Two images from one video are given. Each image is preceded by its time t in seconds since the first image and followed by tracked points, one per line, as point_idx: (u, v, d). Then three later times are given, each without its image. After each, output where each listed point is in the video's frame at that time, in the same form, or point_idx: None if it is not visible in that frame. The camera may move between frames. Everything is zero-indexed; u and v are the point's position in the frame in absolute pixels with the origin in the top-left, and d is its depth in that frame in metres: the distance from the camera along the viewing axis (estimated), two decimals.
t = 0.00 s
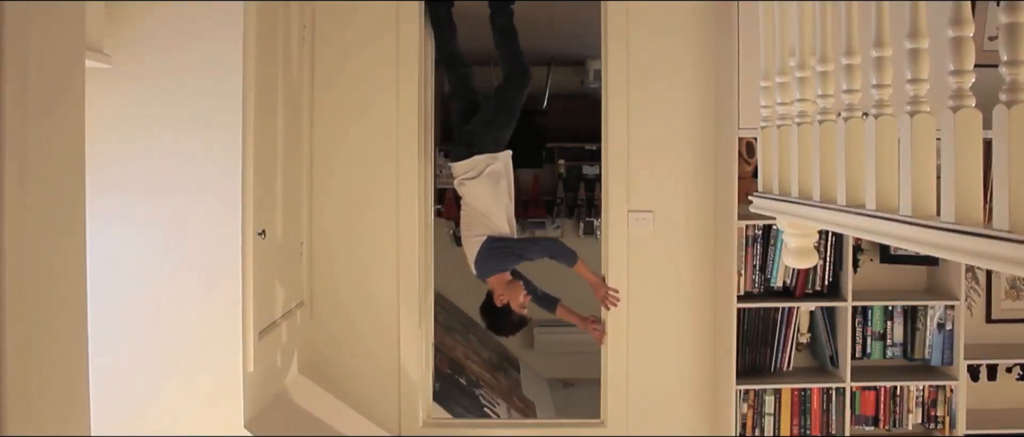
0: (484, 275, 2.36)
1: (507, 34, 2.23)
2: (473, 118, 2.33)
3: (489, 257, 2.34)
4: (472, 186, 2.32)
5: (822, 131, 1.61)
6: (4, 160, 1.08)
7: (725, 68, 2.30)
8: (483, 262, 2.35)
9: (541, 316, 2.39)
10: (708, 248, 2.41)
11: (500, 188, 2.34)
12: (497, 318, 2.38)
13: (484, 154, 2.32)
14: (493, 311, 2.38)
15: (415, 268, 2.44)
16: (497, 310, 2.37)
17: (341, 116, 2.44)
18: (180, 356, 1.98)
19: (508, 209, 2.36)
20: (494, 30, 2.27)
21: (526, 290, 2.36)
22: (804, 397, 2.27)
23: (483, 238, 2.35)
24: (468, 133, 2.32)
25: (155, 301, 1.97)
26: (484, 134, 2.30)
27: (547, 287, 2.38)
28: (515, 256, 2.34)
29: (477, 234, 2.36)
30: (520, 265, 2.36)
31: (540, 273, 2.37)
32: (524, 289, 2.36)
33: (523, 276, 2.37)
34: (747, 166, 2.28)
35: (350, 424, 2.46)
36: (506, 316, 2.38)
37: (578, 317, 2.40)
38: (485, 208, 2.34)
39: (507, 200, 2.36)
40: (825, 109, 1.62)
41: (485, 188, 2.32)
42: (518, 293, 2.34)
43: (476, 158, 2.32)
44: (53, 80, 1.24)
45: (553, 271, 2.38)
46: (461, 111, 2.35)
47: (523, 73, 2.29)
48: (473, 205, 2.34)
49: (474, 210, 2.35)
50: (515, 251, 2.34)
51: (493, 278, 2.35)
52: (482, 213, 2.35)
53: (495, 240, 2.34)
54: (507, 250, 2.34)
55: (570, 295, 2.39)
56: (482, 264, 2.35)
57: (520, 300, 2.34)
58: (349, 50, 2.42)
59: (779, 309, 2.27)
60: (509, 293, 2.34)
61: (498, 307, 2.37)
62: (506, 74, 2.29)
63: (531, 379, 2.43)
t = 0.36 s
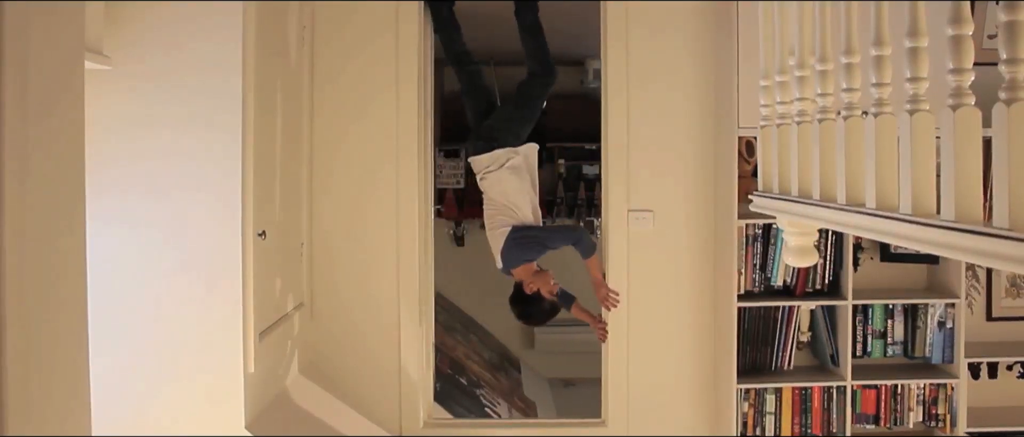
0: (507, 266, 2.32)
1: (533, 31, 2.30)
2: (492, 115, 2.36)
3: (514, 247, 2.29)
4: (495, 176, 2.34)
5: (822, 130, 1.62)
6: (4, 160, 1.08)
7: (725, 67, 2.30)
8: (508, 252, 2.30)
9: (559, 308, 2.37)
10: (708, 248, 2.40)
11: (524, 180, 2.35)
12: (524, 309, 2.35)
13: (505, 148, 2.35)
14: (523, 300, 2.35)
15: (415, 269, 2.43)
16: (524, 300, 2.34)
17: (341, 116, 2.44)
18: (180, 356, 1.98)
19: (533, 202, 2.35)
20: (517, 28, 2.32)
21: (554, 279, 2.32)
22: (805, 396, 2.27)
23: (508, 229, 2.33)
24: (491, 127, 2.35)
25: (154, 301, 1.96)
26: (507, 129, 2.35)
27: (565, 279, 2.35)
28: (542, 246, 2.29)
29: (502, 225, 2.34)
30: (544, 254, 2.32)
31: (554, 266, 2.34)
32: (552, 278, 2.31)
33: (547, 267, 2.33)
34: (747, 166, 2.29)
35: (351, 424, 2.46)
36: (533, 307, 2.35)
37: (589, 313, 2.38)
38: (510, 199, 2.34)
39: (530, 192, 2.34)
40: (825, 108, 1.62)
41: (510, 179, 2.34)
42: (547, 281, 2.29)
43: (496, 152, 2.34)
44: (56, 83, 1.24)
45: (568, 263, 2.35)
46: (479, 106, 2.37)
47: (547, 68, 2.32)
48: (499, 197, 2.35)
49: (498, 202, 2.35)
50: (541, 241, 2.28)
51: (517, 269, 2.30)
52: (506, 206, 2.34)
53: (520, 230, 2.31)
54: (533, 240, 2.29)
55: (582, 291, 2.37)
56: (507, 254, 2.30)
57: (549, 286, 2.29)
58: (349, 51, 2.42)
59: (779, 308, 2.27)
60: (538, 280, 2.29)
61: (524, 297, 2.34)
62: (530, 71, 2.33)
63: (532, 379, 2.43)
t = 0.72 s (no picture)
0: (508, 267, 2.26)
1: (525, 36, 2.23)
2: (487, 117, 2.28)
3: (514, 250, 2.21)
4: (492, 179, 2.25)
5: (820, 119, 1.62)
6: None
7: (720, 60, 2.30)
8: (510, 255, 2.22)
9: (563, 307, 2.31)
10: (710, 241, 2.41)
11: (521, 182, 2.27)
12: (527, 309, 2.31)
13: (501, 149, 2.25)
14: (526, 301, 2.30)
15: (418, 272, 2.44)
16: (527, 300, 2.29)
17: (340, 122, 2.44)
18: (181, 355, 2.04)
19: (531, 204, 2.28)
20: (512, 34, 2.27)
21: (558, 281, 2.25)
22: (813, 386, 2.25)
23: (510, 231, 2.25)
24: (488, 129, 2.25)
25: (156, 305, 2.03)
26: (501, 131, 2.25)
27: (568, 276, 2.33)
28: (542, 248, 2.20)
29: (502, 229, 2.28)
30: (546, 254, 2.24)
31: (558, 265, 2.32)
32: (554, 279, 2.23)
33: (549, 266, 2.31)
34: (747, 158, 2.28)
35: (359, 429, 2.47)
36: (537, 308, 2.29)
37: (594, 311, 2.36)
38: (508, 202, 2.26)
39: (529, 194, 2.27)
40: (823, 98, 1.61)
41: (507, 182, 2.25)
42: (548, 283, 2.21)
43: (494, 154, 2.24)
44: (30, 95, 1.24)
45: (572, 261, 2.33)
46: (475, 108, 2.31)
47: (541, 67, 2.25)
48: (498, 198, 2.26)
49: (496, 205, 2.27)
50: (541, 244, 2.20)
51: (521, 272, 2.23)
52: (505, 209, 2.27)
53: (520, 232, 2.23)
54: (533, 243, 2.20)
55: (587, 288, 2.36)
56: (508, 256, 2.23)
57: (552, 288, 2.22)
58: (345, 57, 2.42)
59: (784, 299, 2.26)
60: (541, 282, 2.22)
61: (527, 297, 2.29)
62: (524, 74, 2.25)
63: (539, 379, 2.43)
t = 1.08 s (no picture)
0: (512, 269, 2.32)
1: (520, 37, 2.28)
2: (485, 119, 2.32)
3: (518, 251, 2.28)
4: (493, 182, 2.32)
5: (817, 109, 1.62)
6: None
7: (715, 54, 2.29)
8: (513, 258, 2.29)
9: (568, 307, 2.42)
10: (713, 235, 2.40)
11: (522, 183, 2.34)
12: (532, 309, 2.39)
13: (499, 152, 2.32)
14: (531, 301, 2.38)
15: (422, 278, 2.43)
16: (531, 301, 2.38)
17: (337, 131, 2.44)
18: (189, 372, 2.04)
19: (533, 205, 2.35)
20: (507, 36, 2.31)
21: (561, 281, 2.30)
22: (821, 375, 2.26)
23: (513, 232, 2.32)
24: (486, 131, 2.30)
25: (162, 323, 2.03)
26: (499, 133, 2.31)
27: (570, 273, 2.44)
28: (545, 248, 2.27)
29: (506, 230, 2.34)
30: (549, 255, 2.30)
31: (559, 263, 2.43)
32: (557, 280, 2.31)
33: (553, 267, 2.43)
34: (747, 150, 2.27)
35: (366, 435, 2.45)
36: (541, 307, 2.38)
37: (600, 310, 2.40)
38: (510, 204, 2.33)
39: (529, 196, 2.35)
40: (819, 87, 1.61)
41: (508, 184, 2.32)
42: (552, 284, 2.29)
43: (493, 156, 2.31)
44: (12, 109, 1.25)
45: (574, 259, 2.44)
46: (472, 110, 2.33)
47: (535, 66, 2.31)
48: (500, 202, 2.34)
49: (498, 207, 2.35)
50: (543, 244, 2.27)
51: (524, 273, 2.31)
52: (506, 211, 2.34)
53: (523, 233, 2.31)
54: (536, 243, 2.27)
55: (591, 287, 2.43)
56: (512, 258, 2.30)
57: (556, 289, 2.29)
58: (340, 65, 2.41)
59: (789, 289, 2.26)
60: (544, 283, 2.30)
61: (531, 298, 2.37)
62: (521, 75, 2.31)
63: (548, 379, 2.48)
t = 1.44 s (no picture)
0: (518, 272, 2.30)
1: (517, 39, 2.23)
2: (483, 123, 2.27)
3: (523, 253, 2.26)
4: (494, 185, 2.27)
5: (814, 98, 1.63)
6: None
7: (709, 48, 2.29)
8: (518, 259, 2.27)
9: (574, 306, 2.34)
10: (715, 229, 2.41)
11: (523, 184, 2.29)
12: (538, 310, 2.34)
13: (500, 154, 2.25)
14: (536, 303, 2.33)
15: (426, 283, 2.45)
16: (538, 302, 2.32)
17: (336, 142, 2.45)
18: (202, 381, 2.10)
19: (535, 205, 2.30)
20: (503, 39, 2.26)
21: (565, 280, 2.29)
22: (830, 363, 2.26)
23: (516, 235, 2.29)
24: (484, 134, 2.25)
25: (173, 335, 2.08)
26: (496, 135, 2.24)
27: (575, 274, 2.31)
28: (550, 249, 2.23)
29: (510, 232, 2.31)
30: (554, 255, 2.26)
31: (566, 265, 2.30)
32: (564, 280, 2.29)
33: (559, 269, 2.30)
34: (745, 141, 2.26)
35: None
36: (549, 309, 2.33)
37: (606, 307, 2.36)
38: (512, 206, 2.29)
39: (531, 196, 2.29)
40: (814, 76, 1.62)
41: (508, 186, 2.27)
42: (559, 285, 2.26)
43: (493, 159, 2.25)
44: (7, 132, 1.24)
45: (579, 259, 2.31)
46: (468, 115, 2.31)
47: (531, 67, 2.23)
48: (502, 205, 2.29)
49: (500, 210, 2.30)
50: (549, 245, 2.23)
51: (529, 275, 2.28)
52: (510, 213, 2.30)
53: (526, 235, 2.27)
54: (540, 244, 2.24)
55: (597, 286, 2.34)
56: (517, 261, 2.28)
57: (562, 290, 2.27)
58: (335, 76, 2.43)
59: (794, 279, 2.26)
60: (549, 283, 2.27)
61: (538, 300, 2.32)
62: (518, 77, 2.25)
63: (558, 379, 2.41)
